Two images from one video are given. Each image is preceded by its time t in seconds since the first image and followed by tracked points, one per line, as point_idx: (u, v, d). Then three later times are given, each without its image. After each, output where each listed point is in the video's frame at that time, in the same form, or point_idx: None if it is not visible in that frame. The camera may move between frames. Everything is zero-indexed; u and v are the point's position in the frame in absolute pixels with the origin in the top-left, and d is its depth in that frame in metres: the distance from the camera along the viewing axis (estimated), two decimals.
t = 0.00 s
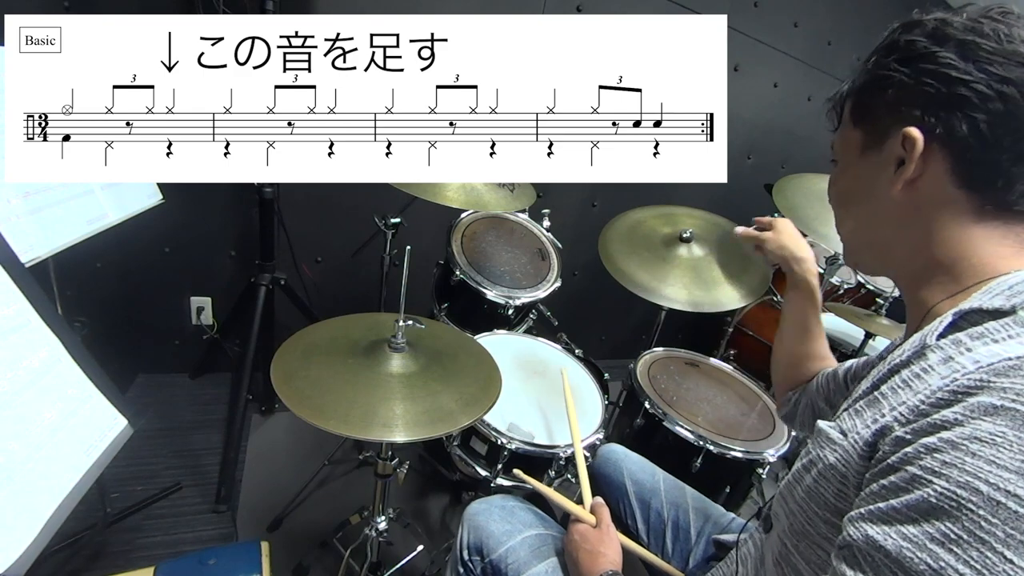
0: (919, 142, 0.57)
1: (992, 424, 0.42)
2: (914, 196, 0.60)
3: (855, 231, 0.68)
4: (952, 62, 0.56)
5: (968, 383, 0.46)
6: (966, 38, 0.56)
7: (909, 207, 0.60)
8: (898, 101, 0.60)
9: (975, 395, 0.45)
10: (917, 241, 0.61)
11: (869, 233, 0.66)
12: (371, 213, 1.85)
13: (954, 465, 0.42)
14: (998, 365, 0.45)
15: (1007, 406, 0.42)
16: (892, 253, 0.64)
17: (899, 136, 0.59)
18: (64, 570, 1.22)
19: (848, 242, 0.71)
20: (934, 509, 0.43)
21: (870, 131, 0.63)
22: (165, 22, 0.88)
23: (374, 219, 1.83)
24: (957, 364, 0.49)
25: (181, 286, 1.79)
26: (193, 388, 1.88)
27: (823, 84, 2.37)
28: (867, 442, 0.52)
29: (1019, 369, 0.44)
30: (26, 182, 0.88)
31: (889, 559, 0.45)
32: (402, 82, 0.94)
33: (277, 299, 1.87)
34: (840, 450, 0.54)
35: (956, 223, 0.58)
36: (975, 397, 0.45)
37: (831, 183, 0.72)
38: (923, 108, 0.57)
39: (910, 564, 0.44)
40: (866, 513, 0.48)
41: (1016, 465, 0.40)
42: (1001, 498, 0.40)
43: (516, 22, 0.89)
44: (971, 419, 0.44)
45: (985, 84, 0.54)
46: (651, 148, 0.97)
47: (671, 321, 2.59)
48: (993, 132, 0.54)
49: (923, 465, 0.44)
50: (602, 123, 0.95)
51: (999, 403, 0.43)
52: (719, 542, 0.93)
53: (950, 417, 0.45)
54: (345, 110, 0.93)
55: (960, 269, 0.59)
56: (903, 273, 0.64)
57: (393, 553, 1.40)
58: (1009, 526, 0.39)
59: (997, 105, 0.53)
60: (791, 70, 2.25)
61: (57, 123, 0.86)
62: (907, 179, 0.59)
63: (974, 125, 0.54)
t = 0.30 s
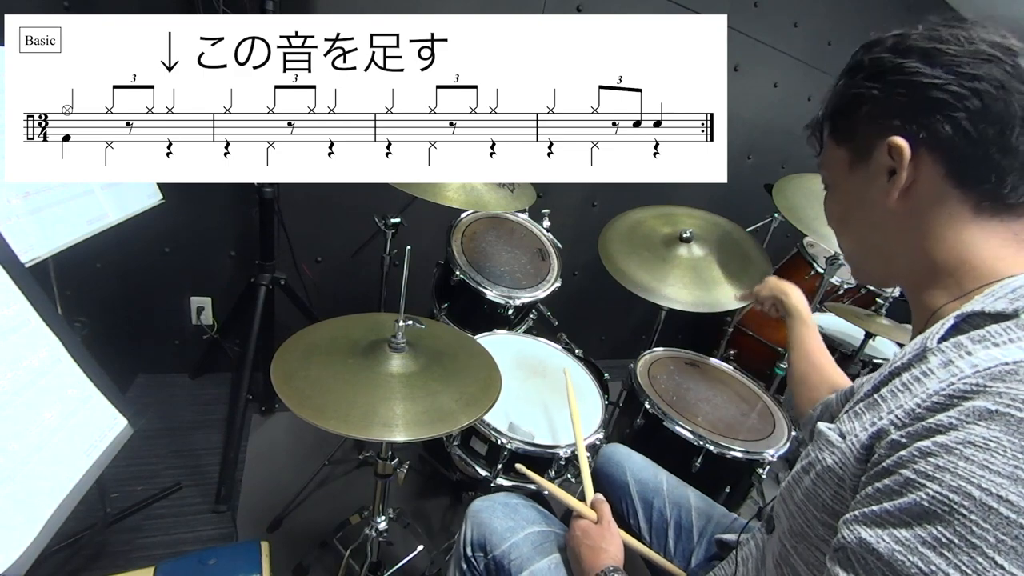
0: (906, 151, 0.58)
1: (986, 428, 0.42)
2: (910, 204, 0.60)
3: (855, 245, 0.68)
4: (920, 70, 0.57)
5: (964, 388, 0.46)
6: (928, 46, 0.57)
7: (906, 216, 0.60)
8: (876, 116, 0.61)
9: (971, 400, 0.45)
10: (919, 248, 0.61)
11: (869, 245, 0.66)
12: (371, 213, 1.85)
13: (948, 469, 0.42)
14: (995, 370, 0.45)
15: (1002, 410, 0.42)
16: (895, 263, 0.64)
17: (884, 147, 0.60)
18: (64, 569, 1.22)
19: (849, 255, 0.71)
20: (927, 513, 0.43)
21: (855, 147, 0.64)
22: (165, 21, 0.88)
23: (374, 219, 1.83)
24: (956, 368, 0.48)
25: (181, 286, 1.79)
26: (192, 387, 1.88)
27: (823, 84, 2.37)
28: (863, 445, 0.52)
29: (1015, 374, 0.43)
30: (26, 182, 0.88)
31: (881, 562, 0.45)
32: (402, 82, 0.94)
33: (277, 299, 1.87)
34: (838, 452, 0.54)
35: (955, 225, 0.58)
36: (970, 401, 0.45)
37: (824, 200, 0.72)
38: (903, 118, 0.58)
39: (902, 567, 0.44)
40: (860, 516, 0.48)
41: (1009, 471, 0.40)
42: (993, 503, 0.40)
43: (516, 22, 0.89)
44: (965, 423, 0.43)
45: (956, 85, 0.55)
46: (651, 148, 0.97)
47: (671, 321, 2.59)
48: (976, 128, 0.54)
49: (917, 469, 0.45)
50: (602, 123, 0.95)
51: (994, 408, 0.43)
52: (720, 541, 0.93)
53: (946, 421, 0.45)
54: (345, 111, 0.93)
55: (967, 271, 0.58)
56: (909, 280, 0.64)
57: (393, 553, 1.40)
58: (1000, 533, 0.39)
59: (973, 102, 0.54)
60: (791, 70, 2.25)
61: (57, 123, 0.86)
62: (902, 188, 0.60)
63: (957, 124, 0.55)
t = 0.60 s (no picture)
0: (981, 140, 0.53)
1: (974, 421, 0.42)
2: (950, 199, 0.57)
3: (867, 243, 0.63)
4: (999, 56, 0.53)
5: (954, 382, 0.46)
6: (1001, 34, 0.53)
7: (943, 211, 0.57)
8: (930, 98, 0.55)
9: (960, 393, 0.45)
10: (944, 244, 0.59)
11: (888, 242, 0.62)
12: (371, 213, 1.85)
13: (936, 461, 0.43)
14: (985, 364, 0.45)
15: (990, 404, 0.42)
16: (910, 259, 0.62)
17: (947, 134, 0.55)
18: (64, 569, 1.21)
19: (848, 254, 0.66)
20: (918, 505, 0.43)
21: (895, 136, 0.58)
22: (165, 21, 0.88)
23: (374, 219, 1.83)
24: (947, 365, 0.49)
25: (181, 286, 1.79)
26: (192, 388, 1.88)
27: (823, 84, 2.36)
28: (857, 441, 0.52)
29: (1004, 368, 0.43)
30: (26, 182, 0.88)
31: (874, 555, 0.45)
32: (402, 82, 0.94)
33: (277, 299, 1.87)
34: (834, 449, 0.55)
35: (986, 222, 0.57)
36: (959, 396, 0.45)
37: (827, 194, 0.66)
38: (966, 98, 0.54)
39: (895, 561, 0.44)
40: (854, 510, 0.48)
41: (998, 463, 0.40)
42: (981, 493, 0.40)
43: (515, 22, 0.89)
44: (955, 417, 0.43)
45: None
46: (651, 148, 0.97)
47: (671, 321, 2.59)
48: None
49: (908, 462, 0.44)
50: (602, 123, 0.95)
51: (982, 401, 0.43)
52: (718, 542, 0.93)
53: (936, 415, 0.45)
54: (345, 111, 0.93)
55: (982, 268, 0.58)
56: (918, 276, 0.63)
57: (393, 553, 1.40)
58: (988, 523, 0.39)
59: None
60: (791, 70, 2.25)
61: (57, 123, 0.85)
62: (950, 182, 0.56)
63: None
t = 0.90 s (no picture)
0: (1006, 139, 0.52)
1: (982, 426, 0.42)
2: (963, 198, 0.56)
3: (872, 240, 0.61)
4: None
5: (957, 385, 0.46)
6: None
7: (953, 210, 0.57)
8: (956, 91, 0.53)
9: (965, 397, 0.45)
10: (949, 242, 0.58)
11: (895, 240, 0.60)
12: (371, 213, 1.85)
13: (947, 467, 0.43)
14: (987, 366, 0.45)
15: (997, 407, 0.42)
16: (913, 257, 0.61)
17: (971, 131, 0.53)
18: (64, 570, 1.21)
19: (849, 251, 0.64)
20: (929, 512, 0.43)
21: (915, 131, 0.56)
22: (165, 21, 0.88)
23: (374, 219, 1.83)
24: (947, 365, 0.49)
25: (181, 286, 1.79)
26: (192, 387, 1.88)
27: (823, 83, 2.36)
28: (861, 446, 0.52)
29: (1008, 370, 0.44)
30: (26, 182, 0.88)
31: (887, 563, 0.45)
32: (402, 82, 0.94)
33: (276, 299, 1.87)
34: (835, 454, 0.54)
35: (992, 220, 0.57)
36: (964, 399, 0.45)
37: (833, 189, 0.63)
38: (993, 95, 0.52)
39: (908, 568, 0.44)
40: (864, 518, 0.48)
41: (1008, 467, 0.40)
42: (993, 499, 0.40)
43: (515, 22, 0.90)
44: (962, 420, 0.44)
45: None
46: (651, 148, 0.97)
47: (671, 321, 2.59)
48: None
49: (916, 469, 0.45)
50: (602, 123, 0.95)
51: (988, 405, 0.43)
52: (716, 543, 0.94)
53: (941, 419, 0.45)
54: (345, 111, 0.93)
55: (982, 266, 0.58)
56: (917, 274, 0.62)
57: (393, 553, 1.40)
58: (1001, 528, 0.39)
59: None
60: (791, 70, 2.25)
61: (57, 123, 0.86)
62: (968, 181, 0.55)
63: None
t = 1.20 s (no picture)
0: (1016, 138, 0.52)
1: (975, 436, 0.42)
2: (971, 197, 0.56)
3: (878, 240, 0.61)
4: None
5: (952, 394, 0.46)
6: None
7: (960, 209, 0.57)
8: (963, 87, 0.53)
9: (960, 406, 0.45)
10: (955, 242, 0.58)
11: (901, 241, 0.60)
12: (371, 213, 1.85)
13: (935, 475, 0.43)
14: (985, 376, 0.45)
15: (990, 418, 0.42)
16: (919, 257, 0.61)
17: (979, 130, 0.53)
18: (64, 570, 1.21)
19: (854, 252, 0.64)
20: (914, 518, 0.43)
21: (923, 129, 0.55)
22: (165, 22, 0.88)
23: (374, 219, 1.83)
24: (945, 373, 0.48)
25: (181, 286, 1.79)
26: (192, 387, 1.88)
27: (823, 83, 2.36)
28: (855, 450, 0.52)
29: (1005, 382, 0.43)
30: (26, 182, 0.88)
31: (869, 563, 0.45)
32: (402, 82, 0.94)
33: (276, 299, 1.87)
34: (830, 457, 0.54)
35: (999, 220, 0.57)
36: (958, 408, 0.45)
37: (837, 188, 0.63)
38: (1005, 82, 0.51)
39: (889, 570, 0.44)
40: (851, 519, 0.48)
41: (995, 479, 0.40)
42: (977, 509, 0.40)
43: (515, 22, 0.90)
44: (954, 430, 0.43)
45: None
46: (651, 148, 0.97)
47: (671, 321, 2.59)
48: None
49: (904, 474, 0.45)
50: (602, 123, 0.95)
51: (982, 415, 0.43)
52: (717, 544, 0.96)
53: (933, 427, 0.45)
54: (345, 111, 0.93)
55: (987, 265, 0.59)
56: (923, 274, 0.62)
57: (393, 553, 1.40)
58: (983, 539, 0.40)
59: None
60: (791, 69, 2.25)
61: (57, 123, 0.86)
62: (977, 180, 0.55)
63: None
